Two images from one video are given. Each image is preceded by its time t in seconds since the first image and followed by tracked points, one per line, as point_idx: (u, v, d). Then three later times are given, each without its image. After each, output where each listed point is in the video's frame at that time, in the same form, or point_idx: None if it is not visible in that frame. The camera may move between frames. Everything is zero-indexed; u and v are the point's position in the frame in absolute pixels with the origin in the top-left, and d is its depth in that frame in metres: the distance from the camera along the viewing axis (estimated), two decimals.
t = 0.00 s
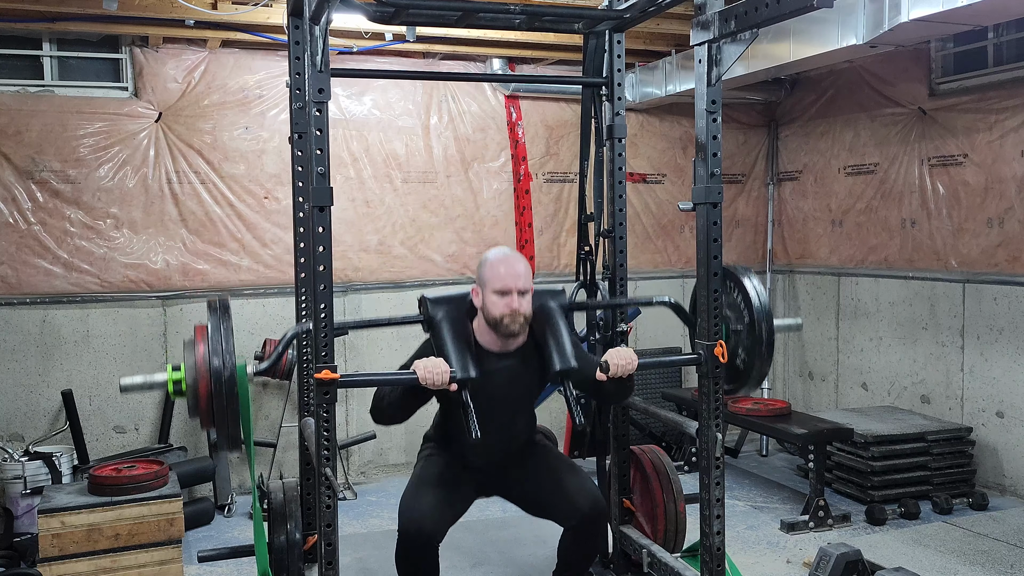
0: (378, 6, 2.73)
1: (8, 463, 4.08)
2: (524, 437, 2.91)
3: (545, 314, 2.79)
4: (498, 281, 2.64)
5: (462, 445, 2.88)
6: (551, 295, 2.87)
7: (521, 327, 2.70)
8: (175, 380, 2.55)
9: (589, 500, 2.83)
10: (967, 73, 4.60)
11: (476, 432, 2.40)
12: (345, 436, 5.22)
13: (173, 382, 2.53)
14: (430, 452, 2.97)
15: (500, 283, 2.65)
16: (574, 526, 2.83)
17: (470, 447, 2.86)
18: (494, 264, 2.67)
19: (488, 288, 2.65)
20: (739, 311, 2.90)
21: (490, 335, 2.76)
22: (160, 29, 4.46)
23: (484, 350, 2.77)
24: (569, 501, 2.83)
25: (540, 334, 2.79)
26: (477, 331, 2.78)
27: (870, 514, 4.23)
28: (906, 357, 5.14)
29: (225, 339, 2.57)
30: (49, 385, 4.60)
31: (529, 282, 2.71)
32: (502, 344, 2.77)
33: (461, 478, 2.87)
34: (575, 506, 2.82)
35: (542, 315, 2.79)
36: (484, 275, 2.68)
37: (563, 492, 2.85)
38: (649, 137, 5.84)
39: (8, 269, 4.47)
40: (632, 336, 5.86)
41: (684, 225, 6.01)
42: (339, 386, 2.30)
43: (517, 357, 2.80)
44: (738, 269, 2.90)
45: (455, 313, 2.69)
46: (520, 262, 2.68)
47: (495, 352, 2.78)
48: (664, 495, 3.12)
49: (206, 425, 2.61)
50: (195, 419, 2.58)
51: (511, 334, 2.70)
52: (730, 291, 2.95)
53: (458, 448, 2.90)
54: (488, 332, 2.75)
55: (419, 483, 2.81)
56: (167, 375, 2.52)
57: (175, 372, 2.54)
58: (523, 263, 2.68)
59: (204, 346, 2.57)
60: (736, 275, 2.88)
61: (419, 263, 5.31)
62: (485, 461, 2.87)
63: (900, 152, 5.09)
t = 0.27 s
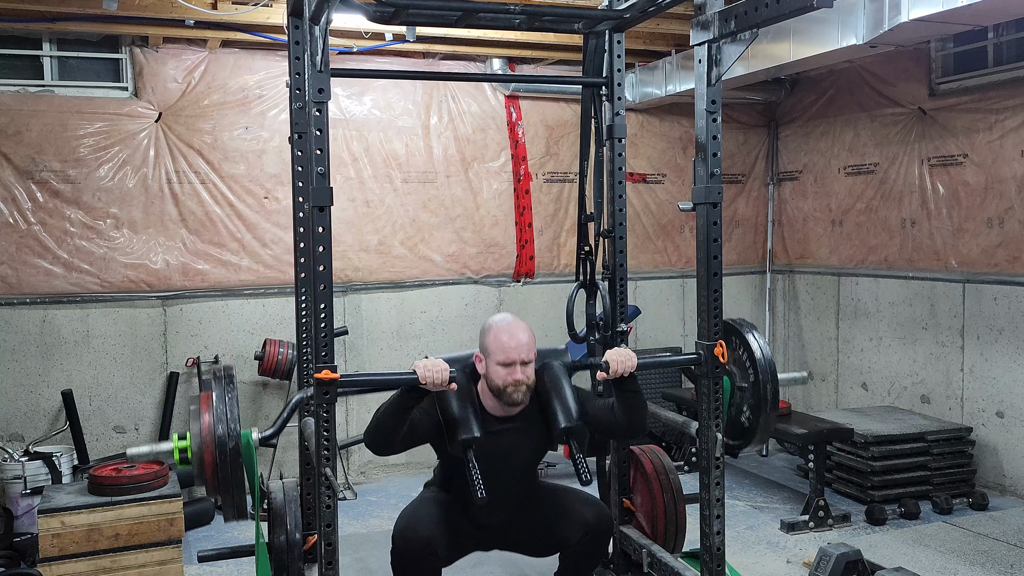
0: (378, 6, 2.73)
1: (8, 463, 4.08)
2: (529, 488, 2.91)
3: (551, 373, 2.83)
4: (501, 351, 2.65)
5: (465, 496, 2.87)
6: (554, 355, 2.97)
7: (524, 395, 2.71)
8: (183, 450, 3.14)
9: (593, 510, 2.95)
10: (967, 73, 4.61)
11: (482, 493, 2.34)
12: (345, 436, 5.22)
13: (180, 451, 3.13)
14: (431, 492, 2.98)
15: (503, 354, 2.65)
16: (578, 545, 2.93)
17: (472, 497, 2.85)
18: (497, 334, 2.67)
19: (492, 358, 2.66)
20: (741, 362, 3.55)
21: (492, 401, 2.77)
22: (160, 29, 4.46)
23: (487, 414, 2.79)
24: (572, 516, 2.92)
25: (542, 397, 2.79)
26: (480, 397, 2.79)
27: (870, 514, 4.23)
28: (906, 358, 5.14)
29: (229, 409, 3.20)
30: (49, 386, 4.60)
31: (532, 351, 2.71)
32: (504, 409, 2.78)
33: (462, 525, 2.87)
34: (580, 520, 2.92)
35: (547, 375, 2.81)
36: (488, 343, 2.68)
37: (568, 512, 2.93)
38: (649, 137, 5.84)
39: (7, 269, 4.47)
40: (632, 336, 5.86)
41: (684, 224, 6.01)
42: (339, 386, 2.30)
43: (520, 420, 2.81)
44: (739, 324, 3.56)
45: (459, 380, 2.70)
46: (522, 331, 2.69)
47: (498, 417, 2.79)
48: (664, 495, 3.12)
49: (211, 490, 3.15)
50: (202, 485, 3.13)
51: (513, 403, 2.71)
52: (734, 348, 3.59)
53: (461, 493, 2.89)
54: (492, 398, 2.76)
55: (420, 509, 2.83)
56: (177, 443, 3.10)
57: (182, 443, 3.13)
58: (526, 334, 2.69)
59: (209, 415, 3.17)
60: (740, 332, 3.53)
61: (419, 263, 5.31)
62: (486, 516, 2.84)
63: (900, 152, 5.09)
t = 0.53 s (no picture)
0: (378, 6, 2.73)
1: (8, 463, 4.08)
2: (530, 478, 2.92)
3: (552, 368, 2.88)
4: (506, 345, 2.70)
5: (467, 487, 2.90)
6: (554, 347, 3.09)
7: (528, 389, 2.76)
8: (185, 441, 3.27)
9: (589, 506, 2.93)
10: (967, 73, 4.61)
11: (485, 487, 2.32)
12: (345, 435, 5.22)
13: (182, 443, 3.26)
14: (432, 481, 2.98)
15: (508, 348, 2.70)
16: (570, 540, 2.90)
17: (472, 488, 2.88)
18: (503, 328, 2.73)
19: (498, 352, 2.71)
20: (744, 354, 3.02)
21: (496, 395, 2.80)
22: (159, 29, 4.47)
23: (490, 407, 2.82)
24: (568, 512, 2.91)
25: (546, 392, 2.84)
26: (484, 390, 2.82)
27: (870, 514, 4.23)
28: (906, 358, 5.14)
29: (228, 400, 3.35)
30: (49, 385, 4.60)
31: (536, 346, 2.76)
32: (507, 402, 2.82)
33: (461, 517, 2.89)
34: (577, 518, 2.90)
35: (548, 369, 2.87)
36: (494, 338, 2.74)
37: (562, 508, 2.92)
38: (649, 136, 5.84)
39: (8, 269, 4.47)
40: (632, 335, 5.86)
41: (684, 225, 6.01)
42: (339, 386, 2.30)
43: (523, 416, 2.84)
44: (741, 314, 3.03)
45: (464, 374, 2.74)
46: (529, 326, 2.75)
47: (500, 411, 2.83)
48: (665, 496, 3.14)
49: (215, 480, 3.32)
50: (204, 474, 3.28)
51: (517, 396, 2.76)
52: (735, 339, 3.07)
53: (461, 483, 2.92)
54: (495, 391, 2.80)
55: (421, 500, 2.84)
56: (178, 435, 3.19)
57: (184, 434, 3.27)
58: (530, 328, 2.74)
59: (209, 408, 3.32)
60: (741, 321, 3.01)
61: (419, 263, 5.31)
62: (485, 504, 2.87)
63: (900, 152, 5.09)
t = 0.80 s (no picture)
0: (378, 6, 2.73)
1: (8, 463, 4.08)
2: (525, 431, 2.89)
3: (552, 295, 2.82)
4: (506, 260, 2.62)
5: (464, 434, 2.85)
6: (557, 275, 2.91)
7: (529, 305, 2.68)
8: (180, 363, 2.89)
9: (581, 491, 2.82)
10: (967, 73, 4.60)
11: (483, 419, 2.32)
12: (345, 436, 5.22)
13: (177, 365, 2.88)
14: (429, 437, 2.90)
15: (506, 263, 2.62)
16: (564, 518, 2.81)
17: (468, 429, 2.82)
18: (500, 245, 2.64)
19: (496, 268, 2.63)
20: (743, 286, 2.85)
21: (497, 315, 2.76)
22: (159, 29, 4.46)
23: (491, 330, 2.78)
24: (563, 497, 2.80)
25: (546, 314, 2.80)
26: (484, 313, 2.78)
27: (870, 514, 4.23)
28: (906, 357, 5.14)
29: (227, 322, 2.89)
30: (49, 385, 4.60)
31: (536, 261, 2.68)
32: (509, 323, 2.77)
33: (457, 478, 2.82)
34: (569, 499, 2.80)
35: (547, 294, 2.82)
36: (492, 255, 2.65)
37: (554, 490, 2.82)
38: (649, 137, 5.85)
39: (7, 269, 4.47)
40: (632, 335, 5.86)
41: (684, 225, 6.01)
42: (339, 386, 2.30)
43: (524, 338, 2.81)
44: (741, 246, 2.87)
45: (461, 295, 2.71)
46: (525, 242, 2.65)
47: (502, 332, 2.78)
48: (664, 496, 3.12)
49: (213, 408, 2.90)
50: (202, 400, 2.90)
51: (518, 313, 2.69)
52: (736, 271, 2.91)
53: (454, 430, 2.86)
54: (496, 312, 2.75)
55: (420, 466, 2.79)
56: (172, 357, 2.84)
57: (179, 357, 2.88)
58: (529, 243, 2.65)
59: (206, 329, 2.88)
60: (740, 253, 2.83)
61: (419, 263, 5.31)
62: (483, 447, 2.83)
63: (900, 152, 5.09)
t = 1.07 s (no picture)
0: (378, 6, 2.73)
1: (8, 463, 4.08)
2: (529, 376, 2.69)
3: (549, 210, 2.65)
4: (497, 157, 2.48)
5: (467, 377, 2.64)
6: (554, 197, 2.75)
7: (524, 204, 2.54)
8: (172, 272, 2.48)
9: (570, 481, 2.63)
10: (967, 74, 4.61)
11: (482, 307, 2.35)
12: (345, 436, 5.22)
13: (169, 274, 2.48)
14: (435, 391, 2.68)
15: (498, 160, 2.49)
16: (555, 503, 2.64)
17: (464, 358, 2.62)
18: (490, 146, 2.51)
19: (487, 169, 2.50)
20: (741, 216, 2.72)
21: (493, 223, 2.60)
22: (159, 29, 4.46)
23: (487, 240, 2.62)
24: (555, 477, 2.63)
25: (545, 229, 2.63)
26: (480, 225, 2.62)
27: (870, 514, 4.23)
28: (906, 357, 5.14)
29: (222, 227, 2.43)
30: (49, 385, 4.60)
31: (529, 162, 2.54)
32: (507, 230, 2.61)
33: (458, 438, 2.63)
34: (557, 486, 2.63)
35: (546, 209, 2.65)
36: (483, 155, 2.51)
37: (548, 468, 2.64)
38: (649, 137, 5.85)
39: (8, 269, 4.47)
40: (632, 335, 5.86)
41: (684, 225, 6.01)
42: (339, 386, 2.30)
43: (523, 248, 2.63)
44: (739, 174, 2.71)
45: (455, 211, 2.53)
46: (517, 143, 2.53)
47: (499, 244, 2.62)
48: (665, 495, 3.13)
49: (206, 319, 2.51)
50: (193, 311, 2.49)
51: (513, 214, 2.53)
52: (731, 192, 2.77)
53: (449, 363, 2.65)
54: (492, 219, 2.59)
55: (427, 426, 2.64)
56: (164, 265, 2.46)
57: (172, 264, 2.48)
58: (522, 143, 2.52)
59: (199, 235, 2.44)
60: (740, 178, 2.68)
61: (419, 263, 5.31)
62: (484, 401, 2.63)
63: (900, 152, 5.09)
